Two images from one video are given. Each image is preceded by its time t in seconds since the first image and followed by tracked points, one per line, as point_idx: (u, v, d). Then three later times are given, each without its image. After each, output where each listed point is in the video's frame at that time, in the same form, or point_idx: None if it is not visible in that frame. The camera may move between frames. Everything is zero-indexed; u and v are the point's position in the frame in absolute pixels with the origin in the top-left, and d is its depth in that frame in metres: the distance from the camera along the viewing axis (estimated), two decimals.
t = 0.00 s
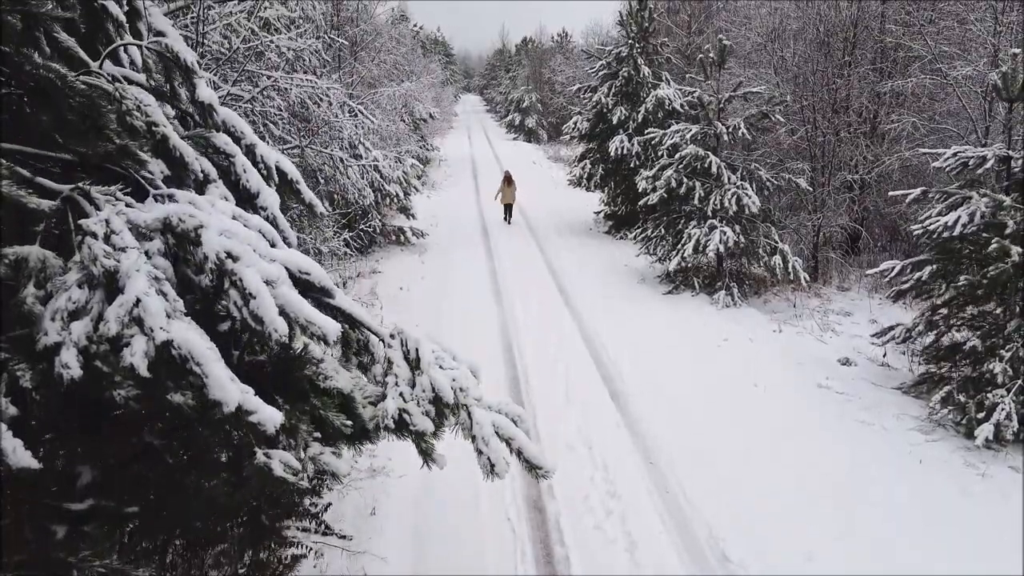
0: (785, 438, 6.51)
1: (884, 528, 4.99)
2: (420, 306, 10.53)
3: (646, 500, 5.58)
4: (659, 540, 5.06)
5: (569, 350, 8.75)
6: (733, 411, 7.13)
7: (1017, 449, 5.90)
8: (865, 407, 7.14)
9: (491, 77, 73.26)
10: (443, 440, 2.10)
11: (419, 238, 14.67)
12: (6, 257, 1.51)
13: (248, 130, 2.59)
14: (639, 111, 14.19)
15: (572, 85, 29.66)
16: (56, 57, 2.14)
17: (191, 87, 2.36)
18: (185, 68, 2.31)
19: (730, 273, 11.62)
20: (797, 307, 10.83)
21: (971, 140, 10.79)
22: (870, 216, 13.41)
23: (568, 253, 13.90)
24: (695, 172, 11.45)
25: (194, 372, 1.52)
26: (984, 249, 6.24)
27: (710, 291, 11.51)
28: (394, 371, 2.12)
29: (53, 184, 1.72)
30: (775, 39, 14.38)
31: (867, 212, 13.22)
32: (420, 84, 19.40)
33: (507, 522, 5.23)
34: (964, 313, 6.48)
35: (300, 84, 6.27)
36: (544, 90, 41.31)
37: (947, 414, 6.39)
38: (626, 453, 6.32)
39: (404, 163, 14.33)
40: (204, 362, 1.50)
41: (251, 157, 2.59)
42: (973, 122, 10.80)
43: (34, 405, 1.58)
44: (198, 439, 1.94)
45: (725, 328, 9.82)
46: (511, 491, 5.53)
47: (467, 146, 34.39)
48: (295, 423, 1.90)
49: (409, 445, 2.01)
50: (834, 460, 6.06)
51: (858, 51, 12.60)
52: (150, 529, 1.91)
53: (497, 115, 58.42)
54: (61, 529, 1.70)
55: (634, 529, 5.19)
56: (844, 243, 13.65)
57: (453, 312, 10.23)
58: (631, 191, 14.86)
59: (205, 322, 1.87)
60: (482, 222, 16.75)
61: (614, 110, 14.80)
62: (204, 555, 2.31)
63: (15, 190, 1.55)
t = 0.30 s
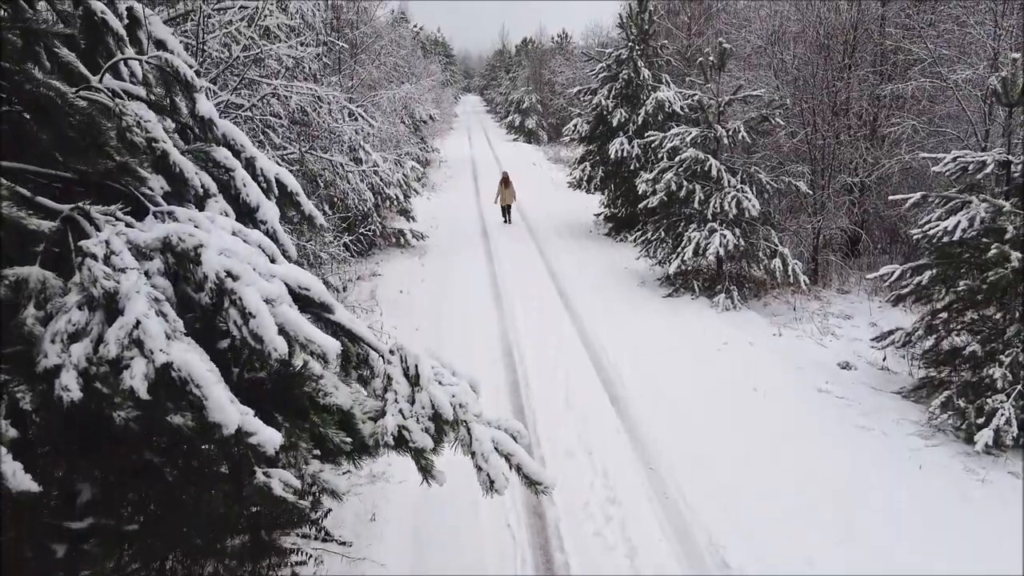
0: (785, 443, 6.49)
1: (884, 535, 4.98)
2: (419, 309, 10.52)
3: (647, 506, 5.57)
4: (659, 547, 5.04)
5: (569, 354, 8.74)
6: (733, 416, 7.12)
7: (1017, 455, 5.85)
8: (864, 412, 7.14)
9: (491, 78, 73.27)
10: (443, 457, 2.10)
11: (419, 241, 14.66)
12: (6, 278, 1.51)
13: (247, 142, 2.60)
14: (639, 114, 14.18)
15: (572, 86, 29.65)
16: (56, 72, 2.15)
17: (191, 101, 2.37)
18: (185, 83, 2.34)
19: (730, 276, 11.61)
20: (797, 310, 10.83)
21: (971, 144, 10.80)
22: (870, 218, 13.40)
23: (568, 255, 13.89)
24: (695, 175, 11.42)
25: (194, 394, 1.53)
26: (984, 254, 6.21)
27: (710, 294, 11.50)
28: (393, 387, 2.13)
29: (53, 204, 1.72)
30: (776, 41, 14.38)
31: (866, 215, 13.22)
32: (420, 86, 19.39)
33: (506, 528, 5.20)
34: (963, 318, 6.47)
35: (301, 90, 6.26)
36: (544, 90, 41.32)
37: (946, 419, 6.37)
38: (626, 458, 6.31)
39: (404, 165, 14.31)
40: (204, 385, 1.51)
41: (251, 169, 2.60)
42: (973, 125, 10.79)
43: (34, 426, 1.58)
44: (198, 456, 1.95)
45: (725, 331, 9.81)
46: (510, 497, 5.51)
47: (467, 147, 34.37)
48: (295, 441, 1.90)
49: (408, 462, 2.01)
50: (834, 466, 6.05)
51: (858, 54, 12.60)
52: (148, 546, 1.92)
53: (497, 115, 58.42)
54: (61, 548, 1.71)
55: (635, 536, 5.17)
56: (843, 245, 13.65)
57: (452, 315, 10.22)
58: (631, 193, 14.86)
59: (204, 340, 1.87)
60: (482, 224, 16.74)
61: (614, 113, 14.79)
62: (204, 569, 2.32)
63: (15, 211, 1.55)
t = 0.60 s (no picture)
0: (785, 448, 6.49)
1: (883, 541, 4.97)
2: (419, 313, 10.53)
3: (646, 512, 5.56)
4: (658, 554, 5.03)
5: (568, 357, 8.74)
6: (733, 420, 7.12)
7: (1016, 460, 5.86)
8: (864, 416, 7.13)
9: (491, 78, 73.22)
10: (444, 475, 2.10)
11: (420, 244, 14.67)
12: (6, 302, 1.52)
13: (247, 156, 2.60)
14: (639, 116, 14.17)
15: (572, 88, 29.63)
16: (57, 89, 2.15)
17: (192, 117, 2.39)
18: (185, 99, 2.33)
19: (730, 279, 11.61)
20: (797, 314, 10.83)
21: (971, 147, 10.80)
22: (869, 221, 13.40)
23: (568, 257, 13.88)
24: (695, 179, 11.41)
25: (194, 419, 1.53)
26: (983, 259, 6.19)
27: (710, 297, 11.50)
28: (393, 405, 2.14)
29: (53, 225, 1.73)
30: (776, 44, 14.36)
31: (866, 217, 13.22)
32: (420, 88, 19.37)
33: (506, 535, 5.19)
34: (963, 324, 6.47)
35: (300, 97, 6.25)
36: (544, 92, 41.35)
37: (946, 424, 6.37)
38: (625, 464, 6.30)
39: (404, 168, 14.31)
40: (204, 409, 1.51)
41: (250, 183, 2.61)
42: (973, 129, 10.79)
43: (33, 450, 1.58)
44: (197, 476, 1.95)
45: (725, 335, 9.81)
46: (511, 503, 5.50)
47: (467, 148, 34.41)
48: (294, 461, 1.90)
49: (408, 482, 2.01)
50: (833, 472, 6.05)
51: (857, 57, 12.62)
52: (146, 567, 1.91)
53: (497, 116, 58.43)
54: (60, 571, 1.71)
55: (634, 542, 5.16)
56: (843, 248, 13.65)
57: (452, 319, 10.22)
58: (631, 196, 14.86)
59: (203, 359, 1.88)
60: (482, 226, 16.73)
61: (614, 115, 14.78)
62: None
63: (15, 235, 1.55)
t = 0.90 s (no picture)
0: (784, 453, 6.49)
1: (883, 548, 4.97)
2: (417, 315, 10.53)
3: (646, 518, 5.55)
4: (657, 560, 5.02)
5: (568, 361, 8.74)
6: (733, 426, 7.11)
7: (1015, 465, 5.86)
8: (863, 421, 7.13)
9: (491, 79, 73.23)
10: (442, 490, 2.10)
11: (419, 246, 14.67)
12: (7, 322, 1.52)
13: (246, 168, 2.60)
14: (639, 119, 14.18)
15: (572, 89, 29.60)
16: (58, 104, 2.14)
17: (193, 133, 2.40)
18: (185, 113, 2.34)
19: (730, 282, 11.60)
20: (797, 316, 10.84)
21: (970, 150, 10.81)
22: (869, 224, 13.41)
23: (568, 259, 13.88)
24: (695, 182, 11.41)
25: (194, 439, 1.54)
26: (983, 264, 6.20)
27: (709, 300, 11.50)
28: (392, 420, 2.15)
29: (54, 244, 1.74)
30: (776, 47, 14.36)
31: (866, 220, 13.22)
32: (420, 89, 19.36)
33: (506, 540, 5.17)
34: (961, 328, 6.48)
35: (300, 102, 6.25)
36: (544, 93, 41.36)
37: (945, 429, 6.37)
38: (625, 468, 6.29)
39: (404, 171, 14.30)
40: (204, 430, 1.52)
41: (250, 195, 2.61)
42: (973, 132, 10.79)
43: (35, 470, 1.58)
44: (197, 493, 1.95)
45: (724, 338, 9.81)
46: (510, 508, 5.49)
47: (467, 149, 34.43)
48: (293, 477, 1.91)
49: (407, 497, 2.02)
50: (833, 477, 6.05)
51: (857, 60, 12.63)
52: None
53: (497, 117, 58.43)
54: None
55: (634, 548, 5.15)
56: (842, 250, 13.65)
57: (451, 322, 10.22)
58: (630, 198, 14.86)
59: (203, 377, 1.89)
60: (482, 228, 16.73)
61: (614, 117, 14.79)
62: None
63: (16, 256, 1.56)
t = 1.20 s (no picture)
0: (783, 457, 6.51)
1: (883, 554, 4.99)
2: (417, 319, 10.53)
3: (646, 523, 5.55)
4: (657, 565, 5.03)
5: (568, 365, 8.75)
6: (733, 430, 7.12)
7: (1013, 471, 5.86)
8: (862, 425, 7.14)
9: (491, 79, 73.24)
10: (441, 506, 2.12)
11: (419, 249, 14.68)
12: (8, 345, 1.55)
13: (245, 182, 2.62)
14: (639, 122, 14.18)
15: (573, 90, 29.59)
16: (59, 120, 2.14)
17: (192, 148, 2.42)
18: (184, 128, 2.37)
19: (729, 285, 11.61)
20: (796, 319, 10.84)
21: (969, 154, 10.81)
22: (868, 227, 13.42)
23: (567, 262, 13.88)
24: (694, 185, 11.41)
25: (195, 461, 1.55)
26: (981, 270, 6.20)
27: (709, 303, 11.51)
28: (391, 437, 2.17)
29: (56, 264, 1.75)
30: (775, 50, 14.37)
31: (865, 223, 13.23)
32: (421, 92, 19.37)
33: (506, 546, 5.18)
34: (960, 334, 6.48)
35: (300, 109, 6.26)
36: (544, 94, 41.34)
37: (943, 435, 6.38)
38: (625, 473, 6.30)
39: (404, 174, 14.30)
40: (205, 453, 1.53)
41: (250, 210, 2.63)
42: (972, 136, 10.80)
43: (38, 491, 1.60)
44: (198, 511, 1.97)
45: (723, 342, 9.83)
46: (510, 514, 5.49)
47: (467, 150, 34.43)
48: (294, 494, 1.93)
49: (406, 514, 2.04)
50: (832, 482, 6.06)
51: (857, 64, 12.63)
52: None
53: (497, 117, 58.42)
54: None
55: (634, 553, 5.16)
56: (842, 253, 13.66)
57: (451, 325, 10.23)
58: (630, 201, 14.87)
59: (203, 395, 1.89)
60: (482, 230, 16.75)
61: (614, 120, 14.80)
62: None
63: (17, 279, 1.58)
